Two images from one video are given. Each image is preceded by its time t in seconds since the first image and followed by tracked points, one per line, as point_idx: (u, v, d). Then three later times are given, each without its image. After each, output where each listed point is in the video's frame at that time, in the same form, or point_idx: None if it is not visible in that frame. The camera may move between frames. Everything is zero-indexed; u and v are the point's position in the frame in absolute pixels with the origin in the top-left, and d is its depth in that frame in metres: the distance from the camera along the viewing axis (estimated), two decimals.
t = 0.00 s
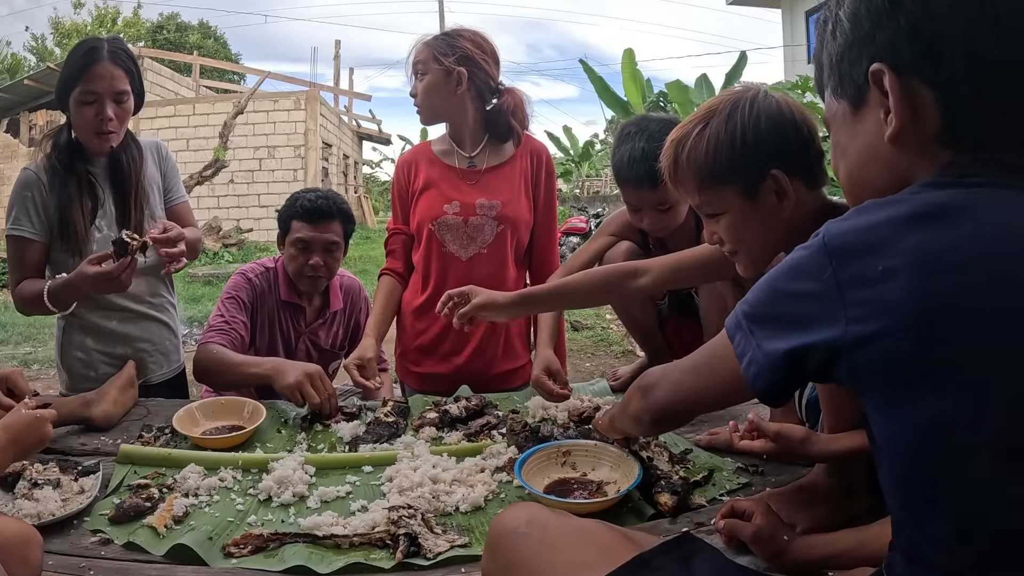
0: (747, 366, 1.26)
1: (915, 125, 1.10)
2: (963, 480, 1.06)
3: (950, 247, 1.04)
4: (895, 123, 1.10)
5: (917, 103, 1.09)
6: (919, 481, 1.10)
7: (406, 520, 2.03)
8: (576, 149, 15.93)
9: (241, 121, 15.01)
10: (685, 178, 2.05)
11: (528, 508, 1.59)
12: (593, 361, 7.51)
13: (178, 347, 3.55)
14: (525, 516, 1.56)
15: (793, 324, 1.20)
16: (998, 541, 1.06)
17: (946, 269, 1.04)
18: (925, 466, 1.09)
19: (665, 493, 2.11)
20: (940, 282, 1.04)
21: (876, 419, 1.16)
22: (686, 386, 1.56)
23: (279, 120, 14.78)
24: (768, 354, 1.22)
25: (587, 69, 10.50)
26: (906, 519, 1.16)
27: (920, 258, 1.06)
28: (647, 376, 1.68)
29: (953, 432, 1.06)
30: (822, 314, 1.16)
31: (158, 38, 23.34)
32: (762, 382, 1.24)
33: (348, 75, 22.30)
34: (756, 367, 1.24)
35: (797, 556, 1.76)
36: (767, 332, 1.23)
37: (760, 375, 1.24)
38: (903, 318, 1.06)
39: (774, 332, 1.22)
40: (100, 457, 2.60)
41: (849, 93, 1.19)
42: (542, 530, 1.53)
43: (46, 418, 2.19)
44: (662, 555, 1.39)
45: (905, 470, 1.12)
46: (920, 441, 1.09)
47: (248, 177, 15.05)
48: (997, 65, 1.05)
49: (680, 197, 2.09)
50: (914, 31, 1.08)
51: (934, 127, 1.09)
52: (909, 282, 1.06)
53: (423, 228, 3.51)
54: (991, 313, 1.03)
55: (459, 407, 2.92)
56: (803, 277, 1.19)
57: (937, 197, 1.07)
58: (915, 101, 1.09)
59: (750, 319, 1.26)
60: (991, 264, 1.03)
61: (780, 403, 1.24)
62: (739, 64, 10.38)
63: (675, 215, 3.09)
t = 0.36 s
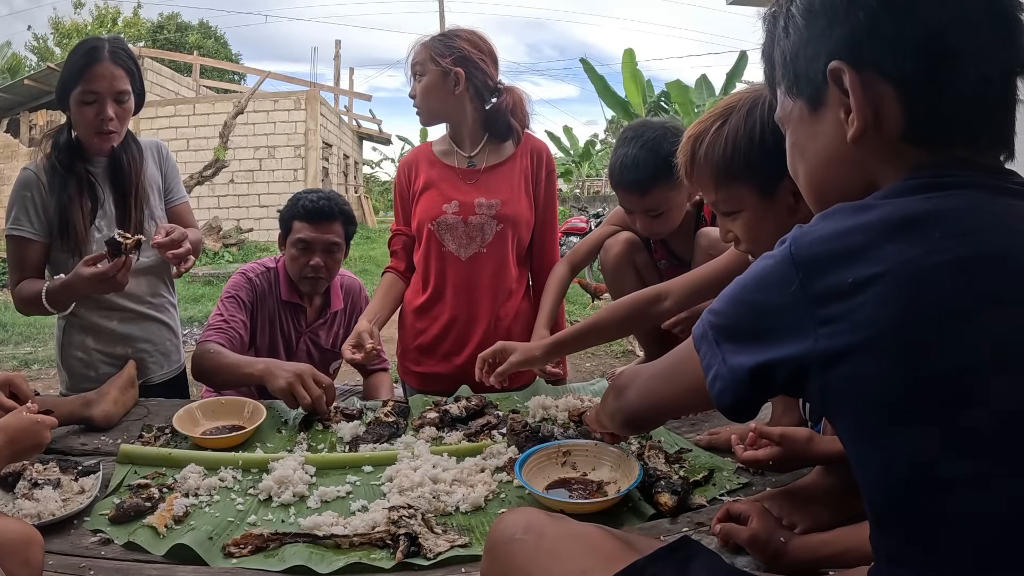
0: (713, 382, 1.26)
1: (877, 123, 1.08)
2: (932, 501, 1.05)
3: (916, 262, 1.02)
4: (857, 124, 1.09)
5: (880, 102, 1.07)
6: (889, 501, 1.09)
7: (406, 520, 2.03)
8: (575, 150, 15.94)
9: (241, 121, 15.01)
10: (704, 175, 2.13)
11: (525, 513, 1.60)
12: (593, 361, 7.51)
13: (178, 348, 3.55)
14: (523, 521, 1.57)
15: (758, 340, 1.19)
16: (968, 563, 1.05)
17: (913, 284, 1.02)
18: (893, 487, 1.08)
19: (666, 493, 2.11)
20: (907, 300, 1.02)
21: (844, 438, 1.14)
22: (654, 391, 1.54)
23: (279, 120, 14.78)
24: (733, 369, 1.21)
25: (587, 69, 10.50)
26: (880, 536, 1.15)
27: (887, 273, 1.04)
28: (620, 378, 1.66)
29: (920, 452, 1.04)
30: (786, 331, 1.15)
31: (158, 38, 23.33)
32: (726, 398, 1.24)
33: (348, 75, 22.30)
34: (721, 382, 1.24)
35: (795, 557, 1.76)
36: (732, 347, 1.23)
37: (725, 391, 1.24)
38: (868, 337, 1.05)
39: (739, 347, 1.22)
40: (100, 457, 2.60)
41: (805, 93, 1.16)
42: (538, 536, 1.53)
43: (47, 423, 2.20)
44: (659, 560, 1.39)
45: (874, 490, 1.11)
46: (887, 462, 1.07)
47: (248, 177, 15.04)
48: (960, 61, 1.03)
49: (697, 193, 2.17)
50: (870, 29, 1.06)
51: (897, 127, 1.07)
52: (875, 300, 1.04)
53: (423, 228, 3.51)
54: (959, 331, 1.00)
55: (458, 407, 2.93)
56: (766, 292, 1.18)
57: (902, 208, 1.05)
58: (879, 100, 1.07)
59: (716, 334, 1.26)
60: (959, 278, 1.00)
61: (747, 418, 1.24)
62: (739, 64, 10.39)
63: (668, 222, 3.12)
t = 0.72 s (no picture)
0: (709, 380, 1.26)
1: (897, 121, 1.07)
2: (922, 500, 1.04)
3: (899, 260, 1.02)
4: (877, 118, 1.08)
5: (904, 107, 1.06)
6: (883, 500, 1.08)
7: (407, 520, 2.03)
8: (575, 149, 15.93)
9: (241, 121, 15.01)
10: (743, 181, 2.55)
11: (526, 511, 1.59)
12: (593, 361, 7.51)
13: (179, 348, 3.56)
14: (524, 519, 1.56)
15: (749, 339, 1.19)
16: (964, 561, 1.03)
17: (895, 282, 1.02)
18: (885, 485, 1.06)
19: (666, 493, 2.12)
20: (890, 297, 1.02)
21: (836, 438, 1.14)
22: (659, 394, 1.54)
23: (279, 120, 14.78)
24: (727, 368, 1.22)
25: (587, 69, 10.51)
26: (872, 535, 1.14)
27: (870, 271, 1.04)
28: (627, 384, 1.66)
29: (909, 449, 1.03)
30: (774, 330, 1.15)
31: (158, 38, 23.33)
32: (720, 397, 1.24)
33: (348, 75, 22.29)
34: (716, 381, 1.24)
35: (796, 556, 1.76)
36: (726, 347, 1.23)
37: (719, 390, 1.24)
38: (852, 334, 1.04)
39: (730, 347, 1.23)
40: (100, 457, 2.60)
41: (825, 79, 1.12)
42: (540, 534, 1.53)
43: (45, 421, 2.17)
44: (658, 559, 1.38)
45: (867, 489, 1.09)
46: (877, 461, 1.06)
47: (248, 177, 15.05)
48: (968, 73, 1.07)
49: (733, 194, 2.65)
50: (920, 37, 1.05)
51: (910, 134, 1.08)
52: (857, 298, 1.04)
53: (426, 227, 3.50)
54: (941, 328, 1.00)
55: (459, 407, 2.93)
56: (756, 292, 1.19)
57: (885, 209, 1.06)
58: (905, 105, 1.06)
59: (710, 334, 1.26)
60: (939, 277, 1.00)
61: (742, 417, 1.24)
62: (738, 63, 10.38)
63: (667, 228, 3.15)
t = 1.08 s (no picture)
0: (713, 378, 1.27)
1: (905, 122, 1.07)
2: (922, 498, 1.04)
3: (901, 258, 1.02)
4: (885, 118, 1.08)
5: (912, 109, 1.07)
6: (886, 498, 1.08)
7: (407, 519, 2.03)
8: (575, 149, 15.92)
9: (241, 121, 15.02)
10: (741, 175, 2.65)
11: (526, 510, 1.59)
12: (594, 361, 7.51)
13: (179, 348, 3.55)
14: (525, 517, 1.57)
15: (753, 336, 1.19)
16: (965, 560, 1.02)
17: (897, 280, 1.02)
18: (887, 482, 1.06)
19: (667, 493, 2.12)
20: (892, 295, 1.02)
21: (839, 436, 1.14)
22: (664, 395, 1.54)
23: (279, 120, 14.78)
24: (731, 365, 1.22)
25: (587, 69, 10.51)
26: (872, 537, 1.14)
27: (873, 269, 1.04)
28: (634, 385, 1.66)
29: (912, 448, 1.03)
30: (777, 328, 1.16)
31: (158, 38, 23.33)
32: (723, 394, 1.25)
33: (348, 75, 22.29)
34: (720, 378, 1.25)
35: (796, 556, 1.76)
36: (729, 344, 1.23)
37: (723, 386, 1.24)
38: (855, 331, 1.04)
39: (733, 344, 1.23)
40: (100, 457, 2.60)
41: (835, 77, 1.12)
42: (540, 532, 1.53)
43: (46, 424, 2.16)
44: (659, 558, 1.38)
45: (870, 487, 1.09)
46: (880, 458, 1.06)
47: (248, 177, 15.06)
48: (976, 79, 1.07)
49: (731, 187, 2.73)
50: (930, 40, 1.06)
51: (917, 135, 1.08)
52: (860, 295, 1.04)
53: (430, 228, 3.49)
54: (945, 327, 0.99)
55: (459, 407, 2.93)
56: (759, 290, 1.19)
57: (888, 211, 1.06)
58: (913, 107, 1.06)
59: (714, 331, 1.27)
60: (939, 276, 1.00)
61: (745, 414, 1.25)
62: (737, 62, 10.38)
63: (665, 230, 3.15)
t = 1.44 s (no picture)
0: (719, 381, 1.26)
1: (907, 125, 1.07)
2: (930, 498, 1.04)
3: (906, 259, 1.02)
4: (886, 122, 1.08)
5: (914, 112, 1.07)
6: (894, 498, 1.08)
7: (407, 519, 2.02)
8: (575, 149, 15.93)
9: (241, 121, 15.02)
10: (710, 191, 2.57)
11: (526, 510, 1.59)
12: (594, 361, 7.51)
13: (179, 348, 3.56)
14: (525, 518, 1.57)
15: (759, 338, 1.19)
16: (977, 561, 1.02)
17: (905, 280, 1.02)
18: (897, 483, 1.06)
19: (667, 493, 2.12)
20: (900, 295, 1.02)
21: (847, 437, 1.14)
22: (666, 398, 1.53)
23: (279, 120, 14.79)
24: (736, 369, 1.22)
25: (587, 69, 10.52)
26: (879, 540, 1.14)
27: (880, 270, 1.04)
28: (636, 389, 1.65)
29: (920, 449, 1.03)
30: (782, 330, 1.15)
31: (158, 38, 23.35)
32: (729, 397, 1.24)
33: (348, 74, 22.29)
34: (726, 382, 1.24)
35: (797, 556, 1.76)
36: (734, 347, 1.23)
37: (729, 390, 1.24)
38: (864, 331, 1.04)
39: (739, 346, 1.23)
40: (100, 457, 2.60)
41: (838, 82, 1.13)
42: (541, 532, 1.53)
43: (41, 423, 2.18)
44: (660, 557, 1.38)
45: (879, 488, 1.09)
46: (890, 458, 1.06)
47: (248, 177, 15.06)
48: (978, 83, 1.07)
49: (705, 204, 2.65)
50: (930, 42, 1.05)
51: (919, 137, 1.08)
52: (867, 295, 1.04)
53: (431, 227, 3.48)
54: (953, 326, 1.00)
55: (459, 407, 2.93)
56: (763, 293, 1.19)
57: (894, 212, 1.06)
58: (914, 110, 1.06)
59: (719, 335, 1.26)
60: (946, 276, 1.00)
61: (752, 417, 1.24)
62: (736, 62, 10.39)
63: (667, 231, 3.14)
